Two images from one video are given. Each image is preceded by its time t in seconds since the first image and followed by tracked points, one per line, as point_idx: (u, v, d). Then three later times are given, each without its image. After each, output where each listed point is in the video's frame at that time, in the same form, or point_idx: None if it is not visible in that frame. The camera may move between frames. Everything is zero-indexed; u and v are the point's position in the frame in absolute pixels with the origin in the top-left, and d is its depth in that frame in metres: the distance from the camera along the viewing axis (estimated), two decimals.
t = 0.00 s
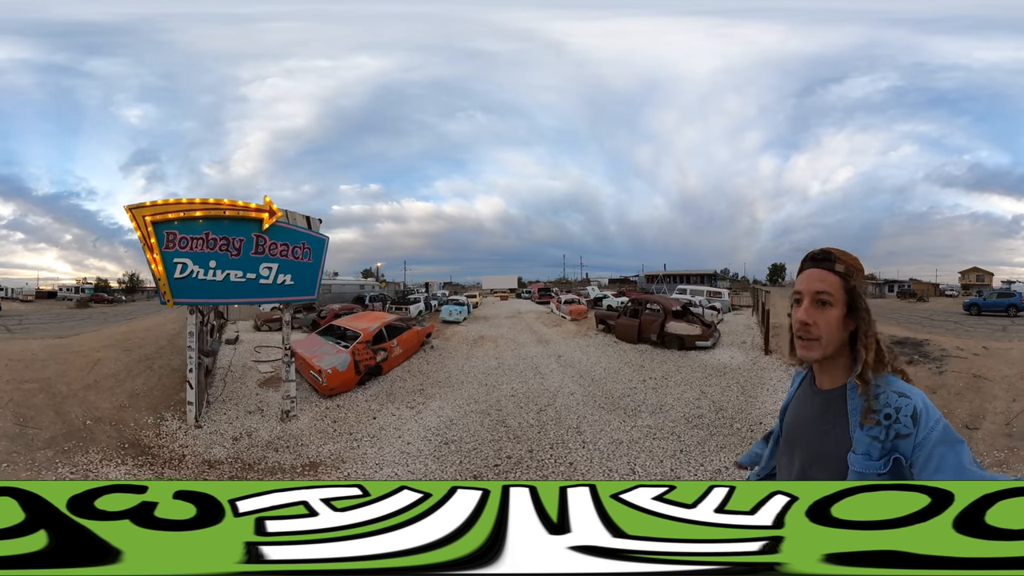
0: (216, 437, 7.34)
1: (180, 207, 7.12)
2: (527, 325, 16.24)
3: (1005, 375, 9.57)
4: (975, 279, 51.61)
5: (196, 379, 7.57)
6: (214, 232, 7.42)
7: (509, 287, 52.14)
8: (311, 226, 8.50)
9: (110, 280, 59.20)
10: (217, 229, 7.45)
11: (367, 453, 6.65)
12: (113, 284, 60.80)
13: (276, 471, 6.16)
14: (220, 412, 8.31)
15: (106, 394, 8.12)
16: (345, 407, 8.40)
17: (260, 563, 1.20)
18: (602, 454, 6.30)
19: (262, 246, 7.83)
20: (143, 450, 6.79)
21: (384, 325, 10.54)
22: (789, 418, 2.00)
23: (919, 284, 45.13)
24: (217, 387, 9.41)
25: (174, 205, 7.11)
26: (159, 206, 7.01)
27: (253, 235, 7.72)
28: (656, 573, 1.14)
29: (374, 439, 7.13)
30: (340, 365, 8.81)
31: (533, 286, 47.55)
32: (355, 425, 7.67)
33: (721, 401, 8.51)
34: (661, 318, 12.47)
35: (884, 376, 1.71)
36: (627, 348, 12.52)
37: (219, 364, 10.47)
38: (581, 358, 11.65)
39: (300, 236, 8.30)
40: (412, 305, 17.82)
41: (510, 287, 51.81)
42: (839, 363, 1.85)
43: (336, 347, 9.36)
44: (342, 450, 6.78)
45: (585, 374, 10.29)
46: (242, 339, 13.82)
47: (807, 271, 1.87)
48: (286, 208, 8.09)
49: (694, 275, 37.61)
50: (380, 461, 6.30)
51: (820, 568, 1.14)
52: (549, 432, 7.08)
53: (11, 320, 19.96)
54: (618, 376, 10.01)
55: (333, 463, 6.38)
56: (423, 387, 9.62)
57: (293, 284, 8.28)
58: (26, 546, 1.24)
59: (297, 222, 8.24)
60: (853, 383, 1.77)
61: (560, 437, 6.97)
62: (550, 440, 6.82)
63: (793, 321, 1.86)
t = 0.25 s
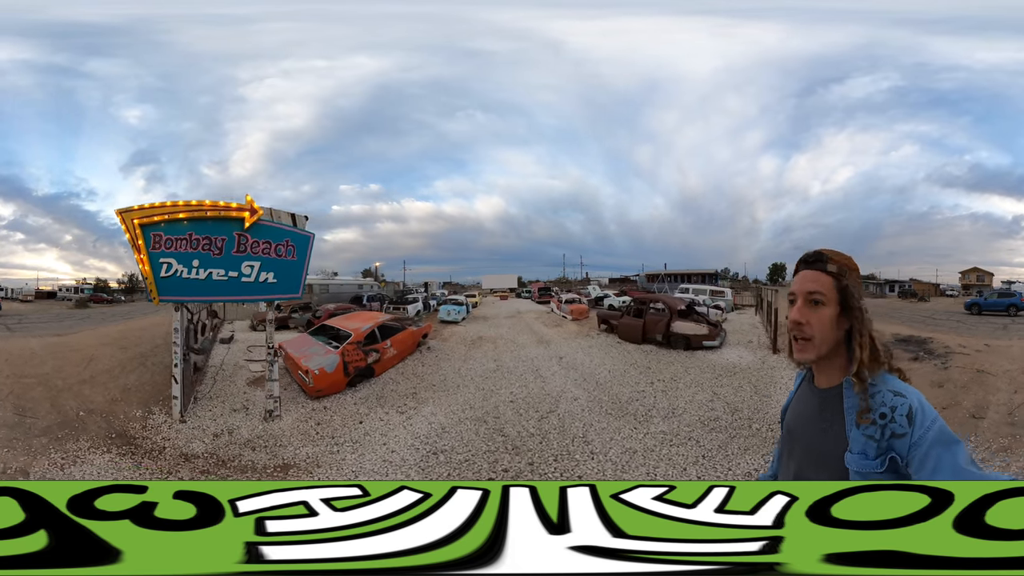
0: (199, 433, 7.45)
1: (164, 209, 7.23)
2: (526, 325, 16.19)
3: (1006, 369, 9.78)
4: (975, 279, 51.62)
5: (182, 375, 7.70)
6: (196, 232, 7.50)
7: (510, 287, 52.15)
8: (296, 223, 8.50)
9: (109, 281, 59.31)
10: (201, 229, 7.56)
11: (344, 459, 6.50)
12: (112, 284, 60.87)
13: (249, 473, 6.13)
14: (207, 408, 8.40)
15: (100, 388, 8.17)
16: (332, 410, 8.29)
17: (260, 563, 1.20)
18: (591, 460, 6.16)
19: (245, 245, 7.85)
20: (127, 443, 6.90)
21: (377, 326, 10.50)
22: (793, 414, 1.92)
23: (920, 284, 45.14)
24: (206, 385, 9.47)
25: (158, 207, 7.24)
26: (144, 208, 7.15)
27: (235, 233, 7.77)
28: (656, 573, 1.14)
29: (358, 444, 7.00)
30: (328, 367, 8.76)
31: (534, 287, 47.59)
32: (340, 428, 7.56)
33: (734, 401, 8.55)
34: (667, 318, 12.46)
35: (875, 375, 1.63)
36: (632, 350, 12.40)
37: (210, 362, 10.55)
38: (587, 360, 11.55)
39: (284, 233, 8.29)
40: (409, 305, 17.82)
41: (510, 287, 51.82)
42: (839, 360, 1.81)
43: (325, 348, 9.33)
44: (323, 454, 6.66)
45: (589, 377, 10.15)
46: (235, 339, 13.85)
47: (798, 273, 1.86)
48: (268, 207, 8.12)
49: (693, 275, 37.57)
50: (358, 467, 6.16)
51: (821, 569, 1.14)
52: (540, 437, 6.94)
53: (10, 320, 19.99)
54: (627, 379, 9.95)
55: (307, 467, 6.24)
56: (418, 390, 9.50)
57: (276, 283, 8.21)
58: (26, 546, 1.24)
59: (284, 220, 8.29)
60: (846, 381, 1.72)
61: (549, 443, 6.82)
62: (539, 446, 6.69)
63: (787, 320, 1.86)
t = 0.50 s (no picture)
0: (181, 425, 7.61)
1: (145, 215, 7.54)
2: (526, 327, 16.10)
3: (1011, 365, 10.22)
4: (976, 279, 51.65)
5: (166, 369, 7.89)
6: (176, 236, 7.76)
7: (510, 287, 52.20)
8: (277, 224, 8.52)
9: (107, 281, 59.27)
10: (181, 233, 7.81)
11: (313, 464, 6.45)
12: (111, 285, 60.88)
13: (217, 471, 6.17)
14: (195, 403, 8.56)
15: (94, 381, 8.49)
16: (316, 414, 8.23)
17: (260, 563, 1.20)
18: (571, 470, 6.08)
19: (223, 247, 8.01)
20: (111, 433, 7.14)
21: (366, 327, 10.47)
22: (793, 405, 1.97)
23: (920, 283, 45.13)
24: (195, 381, 9.63)
25: (141, 213, 7.59)
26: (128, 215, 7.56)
27: (213, 236, 7.94)
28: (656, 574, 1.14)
29: (337, 450, 6.96)
30: (312, 369, 8.67)
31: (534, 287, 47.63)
32: (319, 433, 7.52)
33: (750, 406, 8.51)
34: (674, 319, 12.43)
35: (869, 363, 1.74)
36: (638, 354, 12.26)
37: (200, 359, 10.68)
38: (590, 366, 11.44)
39: (263, 233, 8.30)
40: (407, 305, 17.78)
41: (511, 287, 51.94)
42: (829, 351, 1.87)
43: (312, 348, 9.21)
44: (298, 460, 6.62)
45: (594, 385, 9.97)
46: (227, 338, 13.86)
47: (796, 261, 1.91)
48: (247, 209, 8.15)
49: (694, 275, 37.52)
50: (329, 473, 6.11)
51: (821, 569, 1.14)
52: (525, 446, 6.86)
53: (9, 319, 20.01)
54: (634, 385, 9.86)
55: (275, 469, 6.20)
56: (410, 396, 9.42)
57: (254, 284, 8.33)
58: (27, 546, 1.24)
59: (263, 221, 8.31)
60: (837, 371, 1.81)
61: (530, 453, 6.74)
62: (519, 455, 6.61)
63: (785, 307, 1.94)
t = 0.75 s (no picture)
0: (175, 421, 7.73)
1: (135, 220, 7.66)
2: (526, 329, 16.06)
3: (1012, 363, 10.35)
4: (976, 279, 51.71)
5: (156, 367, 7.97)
6: (165, 239, 7.86)
7: (510, 287, 52.25)
8: (264, 225, 8.50)
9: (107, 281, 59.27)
10: (170, 237, 7.89)
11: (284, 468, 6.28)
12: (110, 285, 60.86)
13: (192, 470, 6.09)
14: (188, 399, 8.66)
15: (90, 379, 8.55)
16: (302, 418, 8.09)
17: (260, 563, 1.20)
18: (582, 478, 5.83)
19: (211, 250, 8.08)
20: (104, 426, 7.26)
21: (359, 329, 10.39)
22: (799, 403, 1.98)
23: (920, 283, 45.18)
24: (187, 380, 9.70)
25: (131, 218, 7.70)
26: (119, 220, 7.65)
27: (201, 239, 8.02)
28: (656, 573, 1.14)
29: (318, 454, 6.81)
30: (300, 371, 8.68)
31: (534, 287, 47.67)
32: (302, 438, 7.36)
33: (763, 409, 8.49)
34: (680, 321, 12.41)
35: (883, 364, 1.69)
36: (643, 359, 12.08)
37: (193, 358, 10.76)
38: (593, 372, 11.25)
39: (249, 235, 8.31)
40: (405, 306, 17.75)
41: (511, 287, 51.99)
42: (845, 352, 1.84)
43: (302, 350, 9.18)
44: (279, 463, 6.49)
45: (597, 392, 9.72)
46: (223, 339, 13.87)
47: (811, 261, 1.83)
48: (235, 213, 8.17)
49: (694, 276, 37.53)
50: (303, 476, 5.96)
51: (820, 568, 1.14)
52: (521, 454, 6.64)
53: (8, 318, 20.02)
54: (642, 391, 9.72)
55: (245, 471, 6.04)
56: (404, 401, 9.25)
57: (240, 284, 8.32)
58: (26, 547, 1.24)
59: (251, 223, 8.31)
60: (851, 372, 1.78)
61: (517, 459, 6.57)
62: (504, 461, 6.46)
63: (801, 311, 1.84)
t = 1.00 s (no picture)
0: (166, 415, 7.80)
1: (123, 223, 7.77)
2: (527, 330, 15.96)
3: (1013, 359, 10.42)
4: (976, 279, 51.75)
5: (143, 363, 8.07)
6: (152, 241, 7.92)
7: (510, 287, 52.24)
8: (247, 224, 8.29)
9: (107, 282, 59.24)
10: (156, 237, 7.94)
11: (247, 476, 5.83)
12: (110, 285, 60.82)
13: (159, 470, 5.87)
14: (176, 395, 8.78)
15: (84, 373, 8.80)
16: (285, 422, 7.72)
17: (260, 563, 1.20)
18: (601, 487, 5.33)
19: (194, 250, 8.05)
20: (94, 417, 7.42)
21: (351, 330, 10.05)
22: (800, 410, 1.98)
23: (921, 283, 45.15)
24: (176, 378, 9.79)
25: (120, 221, 7.82)
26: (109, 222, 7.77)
27: (185, 240, 8.02)
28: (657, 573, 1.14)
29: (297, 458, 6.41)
30: (286, 372, 8.47)
31: (534, 287, 47.63)
32: (282, 442, 6.96)
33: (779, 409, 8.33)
34: (687, 321, 12.27)
35: (892, 373, 1.70)
36: (652, 363, 11.63)
37: (186, 355, 10.94)
38: (600, 375, 10.77)
39: (231, 233, 8.16)
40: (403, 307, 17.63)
41: (511, 287, 51.94)
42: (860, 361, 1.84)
43: (290, 352, 8.97)
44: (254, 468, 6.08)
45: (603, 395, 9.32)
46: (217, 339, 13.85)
47: (831, 268, 1.80)
48: (217, 210, 8.07)
49: (695, 275, 37.38)
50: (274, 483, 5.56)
51: (821, 568, 1.14)
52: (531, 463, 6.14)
53: (8, 318, 20.01)
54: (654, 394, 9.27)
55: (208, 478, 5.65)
56: (397, 406, 8.78)
57: (223, 283, 8.21)
58: (26, 547, 1.24)
59: (235, 221, 8.17)
60: (864, 377, 1.77)
61: (510, 467, 6.12)
62: (496, 469, 6.02)
63: (826, 323, 1.79)
